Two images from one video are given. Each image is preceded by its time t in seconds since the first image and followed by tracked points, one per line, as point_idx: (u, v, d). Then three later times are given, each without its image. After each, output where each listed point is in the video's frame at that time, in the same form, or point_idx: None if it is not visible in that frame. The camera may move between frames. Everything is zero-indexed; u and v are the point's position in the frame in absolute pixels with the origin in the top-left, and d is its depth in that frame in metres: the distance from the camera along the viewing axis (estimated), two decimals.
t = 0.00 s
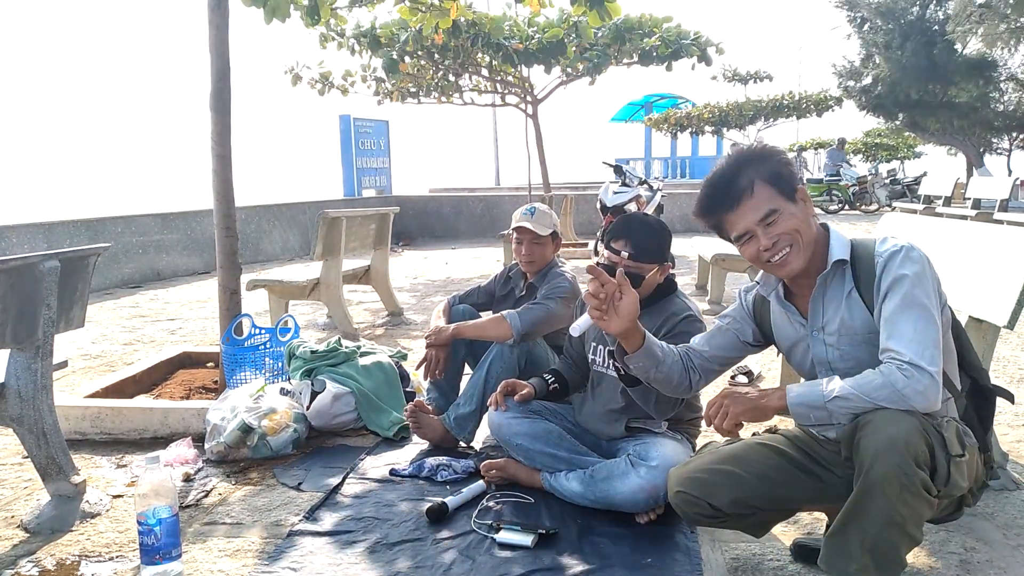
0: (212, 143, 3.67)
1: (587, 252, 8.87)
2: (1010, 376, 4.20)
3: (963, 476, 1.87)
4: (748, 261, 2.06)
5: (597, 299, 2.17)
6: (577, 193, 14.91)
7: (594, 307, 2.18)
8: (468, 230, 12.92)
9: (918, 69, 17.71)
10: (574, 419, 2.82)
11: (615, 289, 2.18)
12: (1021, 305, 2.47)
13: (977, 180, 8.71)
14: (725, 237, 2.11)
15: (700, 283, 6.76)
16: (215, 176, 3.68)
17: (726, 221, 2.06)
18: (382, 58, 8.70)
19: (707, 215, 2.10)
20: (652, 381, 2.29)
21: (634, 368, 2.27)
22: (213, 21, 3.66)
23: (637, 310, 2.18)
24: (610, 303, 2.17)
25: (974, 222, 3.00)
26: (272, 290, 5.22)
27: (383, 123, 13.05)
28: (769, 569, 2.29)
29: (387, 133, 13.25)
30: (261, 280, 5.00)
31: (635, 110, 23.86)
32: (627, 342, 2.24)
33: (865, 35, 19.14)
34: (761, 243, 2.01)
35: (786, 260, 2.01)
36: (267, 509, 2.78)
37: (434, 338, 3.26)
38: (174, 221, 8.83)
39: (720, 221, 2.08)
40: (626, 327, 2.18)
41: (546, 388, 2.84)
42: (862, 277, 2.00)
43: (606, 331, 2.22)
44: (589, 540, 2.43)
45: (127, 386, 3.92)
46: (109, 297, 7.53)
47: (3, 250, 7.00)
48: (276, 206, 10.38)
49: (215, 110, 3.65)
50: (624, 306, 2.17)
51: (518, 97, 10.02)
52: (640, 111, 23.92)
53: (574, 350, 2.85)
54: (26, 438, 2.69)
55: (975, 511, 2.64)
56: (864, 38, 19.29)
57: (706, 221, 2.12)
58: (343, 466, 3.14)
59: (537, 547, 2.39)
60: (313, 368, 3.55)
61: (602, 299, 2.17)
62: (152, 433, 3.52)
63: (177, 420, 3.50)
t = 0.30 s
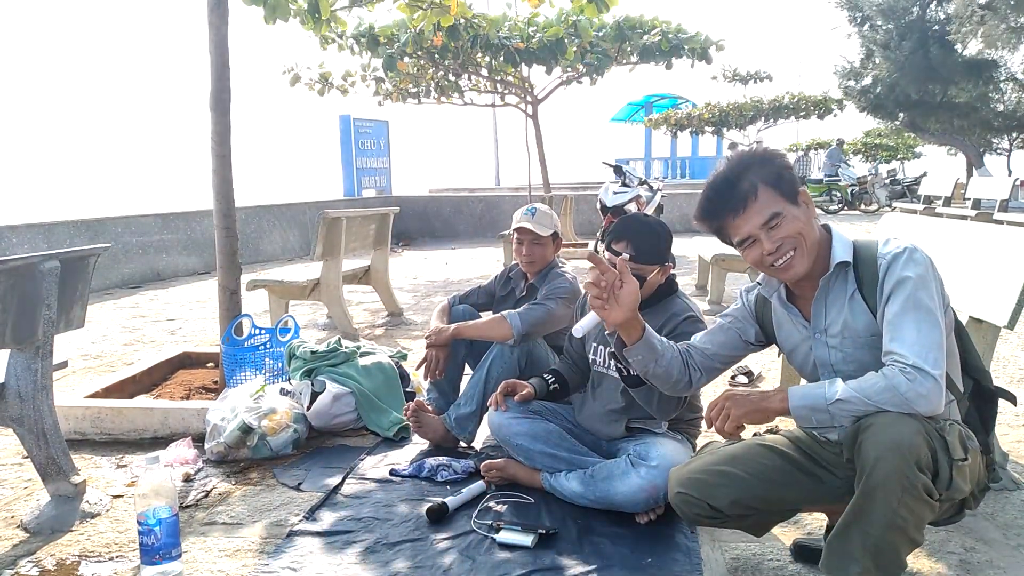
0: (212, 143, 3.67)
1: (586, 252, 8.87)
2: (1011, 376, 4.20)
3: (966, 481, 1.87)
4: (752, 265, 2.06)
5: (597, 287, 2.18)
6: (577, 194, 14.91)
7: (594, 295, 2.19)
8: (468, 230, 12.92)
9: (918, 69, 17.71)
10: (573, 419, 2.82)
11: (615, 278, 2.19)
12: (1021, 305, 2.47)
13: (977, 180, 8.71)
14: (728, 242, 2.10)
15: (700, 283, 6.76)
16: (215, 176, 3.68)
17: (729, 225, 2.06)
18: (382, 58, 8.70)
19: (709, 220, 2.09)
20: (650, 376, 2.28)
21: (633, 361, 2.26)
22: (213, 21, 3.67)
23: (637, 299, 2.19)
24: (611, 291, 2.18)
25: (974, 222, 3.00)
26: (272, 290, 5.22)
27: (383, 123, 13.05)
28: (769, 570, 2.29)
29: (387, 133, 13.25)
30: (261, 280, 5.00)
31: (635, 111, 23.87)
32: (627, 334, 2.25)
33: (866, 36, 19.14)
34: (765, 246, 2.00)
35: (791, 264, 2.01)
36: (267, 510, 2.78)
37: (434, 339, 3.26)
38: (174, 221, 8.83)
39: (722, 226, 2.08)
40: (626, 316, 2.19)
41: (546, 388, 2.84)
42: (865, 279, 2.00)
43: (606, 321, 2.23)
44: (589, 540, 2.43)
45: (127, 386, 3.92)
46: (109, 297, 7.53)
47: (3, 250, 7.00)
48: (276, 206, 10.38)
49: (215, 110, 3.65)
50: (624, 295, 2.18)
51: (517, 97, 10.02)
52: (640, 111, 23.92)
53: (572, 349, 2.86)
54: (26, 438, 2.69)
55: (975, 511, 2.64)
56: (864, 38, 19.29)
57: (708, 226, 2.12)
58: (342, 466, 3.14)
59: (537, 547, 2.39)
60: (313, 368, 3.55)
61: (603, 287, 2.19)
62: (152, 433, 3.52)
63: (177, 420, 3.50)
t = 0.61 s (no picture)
0: (212, 143, 3.67)
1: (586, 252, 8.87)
2: (1011, 376, 4.19)
3: (966, 482, 1.86)
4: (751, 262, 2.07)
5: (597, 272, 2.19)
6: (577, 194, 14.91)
7: (593, 280, 2.20)
8: (468, 230, 12.92)
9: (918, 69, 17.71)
10: (573, 419, 2.82)
11: (616, 264, 2.20)
12: (1021, 305, 2.46)
13: (976, 180, 8.72)
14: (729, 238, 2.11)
15: (700, 283, 6.75)
16: (215, 176, 3.68)
17: (730, 222, 2.07)
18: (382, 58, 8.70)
19: (711, 215, 2.11)
20: (651, 365, 2.27)
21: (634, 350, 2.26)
22: (213, 21, 3.66)
23: (638, 284, 2.19)
24: (612, 276, 2.19)
25: (975, 222, 3.00)
26: (272, 290, 5.22)
27: (383, 123, 13.04)
28: (769, 569, 2.29)
29: (387, 133, 13.25)
30: (261, 280, 5.00)
31: (635, 111, 23.87)
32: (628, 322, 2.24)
33: (866, 35, 19.14)
34: (763, 245, 2.01)
35: (789, 263, 2.01)
36: (267, 510, 2.78)
37: (434, 339, 3.26)
38: (174, 221, 8.83)
39: (724, 222, 2.09)
40: (626, 302, 2.19)
41: (546, 388, 2.84)
42: (868, 279, 2.00)
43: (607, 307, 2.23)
44: (589, 540, 2.43)
45: (127, 386, 3.92)
46: (109, 297, 7.53)
47: (3, 249, 7.00)
48: (276, 206, 10.38)
49: (215, 109, 3.65)
50: (624, 280, 2.18)
51: (517, 97, 10.02)
52: (640, 111, 23.91)
53: (572, 349, 2.87)
54: (26, 438, 2.69)
55: (975, 511, 2.64)
56: (864, 38, 19.29)
57: (710, 221, 2.13)
58: (342, 466, 3.14)
59: (537, 547, 2.39)
60: (313, 368, 3.55)
61: (603, 273, 2.19)
62: (152, 433, 3.52)
63: (177, 420, 3.50)
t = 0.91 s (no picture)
0: (212, 143, 3.67)
1: (587, 252, 8.87)
2: (1011, 376, 4.20)
3: (956, 482, 1.86)
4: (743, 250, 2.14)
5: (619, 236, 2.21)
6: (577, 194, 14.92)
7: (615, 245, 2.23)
8: (468, 230, 12.92)
9: (918, 68, 17.71)
10: (574, 419, 2.82)
11: (639, 229, 2.23)
12: (1021, 305, 2.47)
13: (977, 180, 8.72)
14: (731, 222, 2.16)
15: (700, 283, 6.76)
16: (215, 176, 3.68)
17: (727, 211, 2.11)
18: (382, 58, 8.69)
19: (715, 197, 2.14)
20: (658, 340, 2.30)
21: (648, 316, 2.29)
22: (214, 21, 3.66)
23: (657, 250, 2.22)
24: (634, 240, 2.21)
25: (975, 223, 3.00)
26: (272, 290, 5.22)
27: (383, 123, 13.04)
28: (769, 569, 2.29)
29: (387, 133, 13.26)
30: (261, 280, 5.00)
31: (636, 111, 23.87)
32: (643, 290, 2.28)
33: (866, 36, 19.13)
34: (747, 243, 2.07)
35: (769, 263, 2.07)
36: (267, 510, 2.78)
37: (434, 339, 3.27)
38: (174, 221, 8.83)
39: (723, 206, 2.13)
40: (643, 269, 2.23)
41: (546, 388, 2.85)
42: (875, 278, 2.00)
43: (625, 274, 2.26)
44: (589, 540, 2.43)
45: (127, 386, 3.92)
46: (109, 297, 7.53)
47: (3, 250, 7.00)
48: (276, 206, 10.38)
49: (215, 110, 3.65)
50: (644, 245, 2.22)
51: (518, 97, 10.02)
52: (640, 111, 23.93)
53: (573, 349, 2.86)
54: (26, 438, 2.69)
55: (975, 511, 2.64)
56: (864, 38, 19.29)
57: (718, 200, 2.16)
58: (343, 466, 3.15)
59: (537, 547, 2.39)
60: (313, 368, 3.54)
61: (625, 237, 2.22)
62: (152, 433, 3.52)
63: (178, 420, 3.50)
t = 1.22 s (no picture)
0: (212, 143, 3.67)
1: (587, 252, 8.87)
2: (1011, 376, 4.20)
3: (940, 484, 1.85)
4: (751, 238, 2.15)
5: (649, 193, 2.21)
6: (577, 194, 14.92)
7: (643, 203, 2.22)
8: (468, 230, 12.92)
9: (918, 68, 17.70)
10: (573, 418, 2.82)
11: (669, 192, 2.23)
12: (1021, 305, 2.47)
13: (977, 180, 8.72)
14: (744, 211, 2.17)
15: (700, 283, 6.76)
16: (215, 176, 3.67)
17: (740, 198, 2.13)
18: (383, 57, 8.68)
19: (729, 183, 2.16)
20: (667, 308, 2.31)
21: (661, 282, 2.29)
22: (214, 21, 3.67)
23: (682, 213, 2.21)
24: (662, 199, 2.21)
25: (975, 222, 3.00)
26: (272, 290, 5.22)
27: (383, 123, 13.04)
28: (770, 569, 2.29)
29: (387, 134, 13.26)
30: (261, 280, 5.00)
31: (636, 111, 23.87)
32: (661, 254, 2.27)
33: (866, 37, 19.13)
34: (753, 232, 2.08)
35: (772, 254, 2.08)
36: (267, 510, 2.78)
37: (434, 339, 3.27)
38: (173, 221, 8.82)
39: (736, 193, 2.15)
40: (665, 232, 2.21)
41: (546, 388, 2.84)
42: (877, 278, 1.99)
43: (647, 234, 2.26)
44: (589, 540, 2.43)
45: (127, 386, 3.92)
46: (109, 297, 7.53)
47: (3, 250, 6.99)
48: (276, 206, 10.37)
49: (216, 110, 3.65)
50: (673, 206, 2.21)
51: (517, 97, 10.02)
52: (640, 111, 23.94)
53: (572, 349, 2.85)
54: (26, 438, 2.69)
55: (976, 511, 2.64)
56: (864, 38, 19.29)
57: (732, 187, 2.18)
58: (343, 466, 3.14)
59: (537, 547, 2.39)
60: (313, 368, 3.54)
61: (654, 196, 2.22)
62: (152, 433, 3.52)
63: (178, 420, 3.50)
